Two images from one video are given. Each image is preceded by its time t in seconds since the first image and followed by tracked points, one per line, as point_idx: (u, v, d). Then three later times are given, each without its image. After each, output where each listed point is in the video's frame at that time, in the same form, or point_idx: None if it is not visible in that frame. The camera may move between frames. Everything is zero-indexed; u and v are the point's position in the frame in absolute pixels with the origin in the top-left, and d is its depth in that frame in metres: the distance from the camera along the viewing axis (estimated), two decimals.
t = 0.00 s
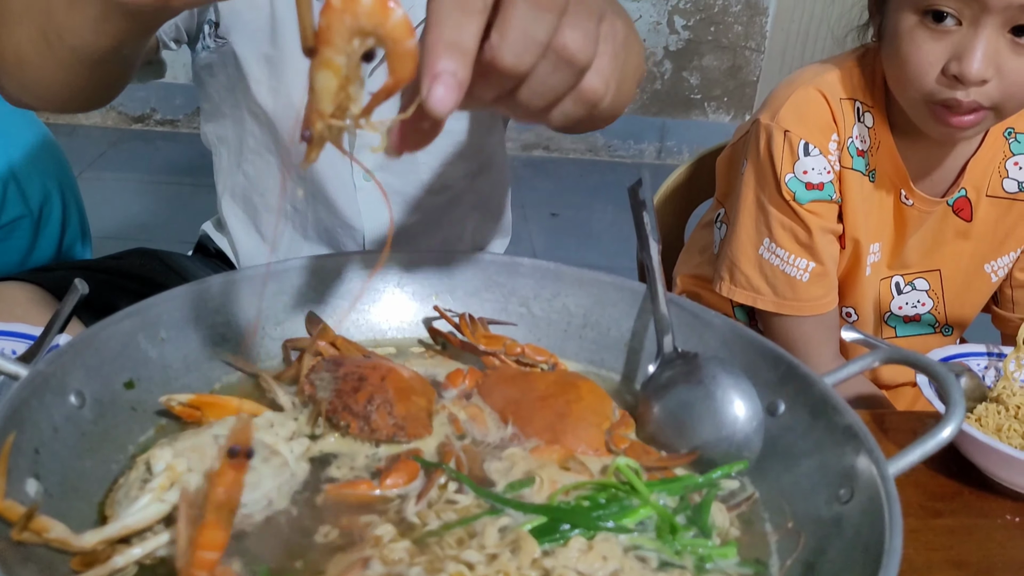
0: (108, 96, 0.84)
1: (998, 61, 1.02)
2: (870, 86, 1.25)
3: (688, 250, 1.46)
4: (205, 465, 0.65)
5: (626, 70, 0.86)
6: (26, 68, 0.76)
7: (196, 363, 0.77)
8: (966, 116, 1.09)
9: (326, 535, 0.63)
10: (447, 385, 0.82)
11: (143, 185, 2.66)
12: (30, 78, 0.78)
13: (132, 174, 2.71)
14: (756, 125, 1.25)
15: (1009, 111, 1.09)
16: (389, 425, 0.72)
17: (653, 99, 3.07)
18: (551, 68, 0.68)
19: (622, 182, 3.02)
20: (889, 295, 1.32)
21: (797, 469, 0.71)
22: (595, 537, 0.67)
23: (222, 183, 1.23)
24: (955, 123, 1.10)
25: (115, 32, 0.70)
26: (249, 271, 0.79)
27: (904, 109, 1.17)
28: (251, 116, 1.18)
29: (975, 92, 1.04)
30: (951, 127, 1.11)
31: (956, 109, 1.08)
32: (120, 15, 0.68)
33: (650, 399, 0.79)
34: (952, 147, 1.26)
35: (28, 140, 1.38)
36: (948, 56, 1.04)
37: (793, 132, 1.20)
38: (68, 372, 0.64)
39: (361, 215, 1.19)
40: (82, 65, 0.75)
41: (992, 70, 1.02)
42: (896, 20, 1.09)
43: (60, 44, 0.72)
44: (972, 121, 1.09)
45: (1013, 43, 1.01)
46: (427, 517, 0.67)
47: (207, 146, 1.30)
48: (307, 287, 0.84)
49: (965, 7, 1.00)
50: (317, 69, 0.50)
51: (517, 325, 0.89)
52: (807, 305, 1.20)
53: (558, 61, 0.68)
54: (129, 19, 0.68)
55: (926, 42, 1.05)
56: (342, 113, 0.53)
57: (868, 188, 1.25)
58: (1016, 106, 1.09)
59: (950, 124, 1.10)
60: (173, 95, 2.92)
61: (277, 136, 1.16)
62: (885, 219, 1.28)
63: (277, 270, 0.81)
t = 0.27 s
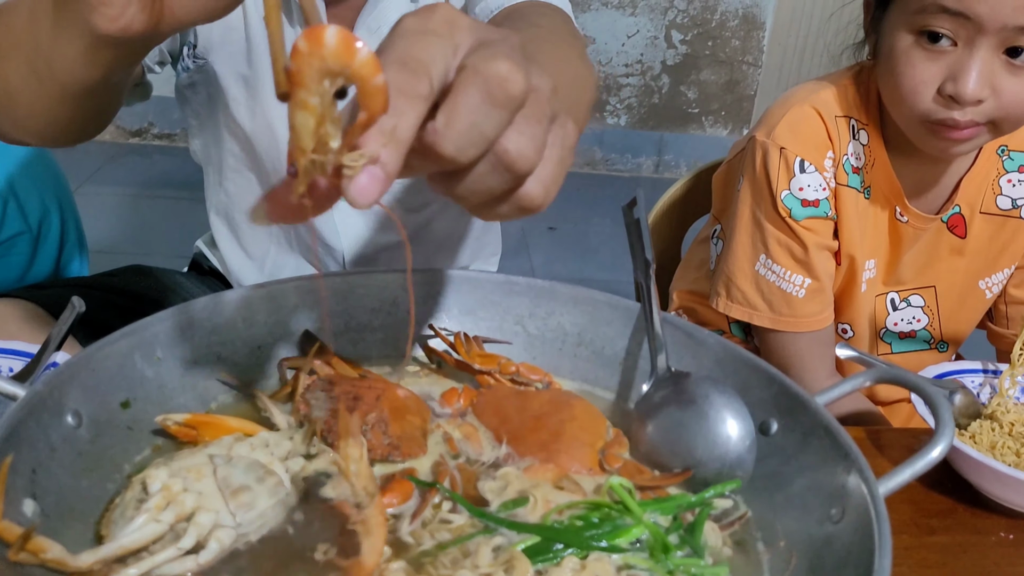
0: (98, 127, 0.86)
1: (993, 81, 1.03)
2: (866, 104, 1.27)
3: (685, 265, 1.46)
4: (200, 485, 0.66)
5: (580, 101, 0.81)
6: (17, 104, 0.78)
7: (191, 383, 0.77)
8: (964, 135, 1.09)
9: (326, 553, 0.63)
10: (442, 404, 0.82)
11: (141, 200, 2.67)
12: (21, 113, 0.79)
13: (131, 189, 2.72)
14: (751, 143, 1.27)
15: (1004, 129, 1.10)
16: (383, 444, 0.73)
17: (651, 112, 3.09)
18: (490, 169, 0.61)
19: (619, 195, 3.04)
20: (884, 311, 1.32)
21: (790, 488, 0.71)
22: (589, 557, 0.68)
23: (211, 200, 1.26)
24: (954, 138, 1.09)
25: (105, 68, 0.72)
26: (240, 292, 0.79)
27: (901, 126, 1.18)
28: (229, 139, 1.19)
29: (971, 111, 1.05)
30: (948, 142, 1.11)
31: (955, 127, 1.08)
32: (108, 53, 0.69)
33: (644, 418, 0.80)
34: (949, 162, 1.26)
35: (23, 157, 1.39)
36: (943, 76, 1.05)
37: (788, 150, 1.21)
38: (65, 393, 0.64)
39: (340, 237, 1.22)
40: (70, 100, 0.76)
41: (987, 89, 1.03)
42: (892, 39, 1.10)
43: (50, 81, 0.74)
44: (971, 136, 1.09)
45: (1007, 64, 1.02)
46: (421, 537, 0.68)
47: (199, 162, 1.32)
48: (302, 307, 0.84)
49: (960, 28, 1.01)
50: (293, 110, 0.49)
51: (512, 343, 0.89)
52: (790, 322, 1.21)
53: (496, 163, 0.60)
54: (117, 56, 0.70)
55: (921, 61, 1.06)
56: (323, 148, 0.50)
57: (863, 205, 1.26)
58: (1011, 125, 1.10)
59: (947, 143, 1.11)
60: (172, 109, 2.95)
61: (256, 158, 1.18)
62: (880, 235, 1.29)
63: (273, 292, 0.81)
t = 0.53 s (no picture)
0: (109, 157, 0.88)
1: (987, 101, 1.04)
2: (862, 123, 1.28)
3: (682, 282, 1.47)
4: (201, 504, 0.68)
5: (549, 123, 0.82)
6: (32, 145, 0.81)
7: (191, 402, 0.78)
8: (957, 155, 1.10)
9: (328, 570, 0.64)
10: (440, 422, 0.83)
11: (140, 214, 2.68)
12: (35, 151, 0.82)
13: (129, 203, 2.73)
14: (747, 160, 1.28)
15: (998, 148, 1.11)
16: (382, 463, 0.74)
17: (649, 127, 3.12)
18: (475, 165, 0.62)
19: (617, 209, 3.06)
20: (880, 328, 1.33)
21: (785, 505, 0.72)
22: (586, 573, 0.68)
23: (207, 220, 1.28)
24: (946, 160, 1.12)
25: (115, 100, 0.75)
26: (242, 312, 0.80)
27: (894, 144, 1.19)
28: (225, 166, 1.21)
29: (964, 131, 1.06)
30: (941, 163, 1.13)
31: (947, 147, 1.10)
32: (118, 86, 0.72)
33: (641, 436, 0.81)
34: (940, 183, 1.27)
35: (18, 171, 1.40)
36: (937, 95, 1.06)
37: (784, 167, 1.22)
38: (68, 411, 0.65)
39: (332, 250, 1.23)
40: (82, 133, 0.79)
41: (981, 109, 1.04)
42: (887, 59, 1.12)
43: (61, 119, 0.77)
44: (965, 157, 1.11)
45: (1000, 84, 1.03)
46: (419, 556, 0.68)
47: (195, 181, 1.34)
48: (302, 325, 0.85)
49: (955, 49, 1.02)
50: (275, 165, 0.51)
51: (509, 360, 0.90)
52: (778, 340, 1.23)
53: (481, 159, 0.62)
54: (128, 85, 0.73)
55: (916, 81, 1.07)
56: (312, 192, 0.51)
57: (858, 223, 1.27)
58: (1005, 145, 1.11)
59: (941, 161, 1.12)
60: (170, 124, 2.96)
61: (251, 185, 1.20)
62: (874, 251, 1.30)
63: (274, 310, 0.82)
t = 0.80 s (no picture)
0: (129, 179, 0.93)
1: (979, 120, 1.05)
2: (856, 140, 1.29)
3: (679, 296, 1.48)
4: (202, 520, 0.68)
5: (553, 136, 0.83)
6: (54, 170, 0.85)
7: (193, 418, 0.79)
8: (951, 171, 1.11)
9: None
10: (440, 438, 0.84)
11: (138, 228, 2.68)
12: (57, 178, 0.86)
13: (127, 216, 2.74)
14: (747, 172, 1.28)
15: (990, 166, 1.13)
16: (382, 478, 0.74)
17: (646, 141, 3.14)
18: (489, 198, 0.64)
19: (614, 223, 3.07)
20: (874, 342, 1.33)
21: (781, 523, 0.72)
22: None
23: (206, 237, 1.28)
24: (940, 175, 1.12)
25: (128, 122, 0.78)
26: (243, 327, 0.81)
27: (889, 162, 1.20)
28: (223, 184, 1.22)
29: (957, 149, 1.08)
30: (935, 179, 1.13)
31: (940, 164, 1.11)
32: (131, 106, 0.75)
33: (639, 452, 0.81)
34: (934, 200, 1.28)
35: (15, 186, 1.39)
36: (931, 112, 1.08)
37: (783, 180, 1.24)
38: (70, 428, 0.65)
39: (329, 263, 1.20)
40: (99, 158, 0.83)
41: (973, 127, 1.05)
42: (880, 77, 1.13)
43: (82, 141, 0.80)
44: (956, 175, 1.12)
45: (993, 104, 1.05)
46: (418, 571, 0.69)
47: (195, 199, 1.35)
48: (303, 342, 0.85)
49: (947, 67, 1.04)
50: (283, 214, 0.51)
51: (507, 376, 0.91)
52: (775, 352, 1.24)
53: (494, 194, 0.64)
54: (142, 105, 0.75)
55: (909, 99, 1.09)
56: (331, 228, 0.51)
57: (854, 237, 1.28)
58: (998, 162, 1.12)
59: (935, 179, 1.13)
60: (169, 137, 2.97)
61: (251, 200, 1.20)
62: (870, 266, 1.30)
63: (275, 327, 0.82)
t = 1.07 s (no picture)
0: (127, 200, 0.95)
1: (978, 125, 1.06)
2: (858, 139, 1.30)
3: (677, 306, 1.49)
4: (206, 532, 0.68)
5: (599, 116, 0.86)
6: (54, 203, 0.88)
7: (196, 429, 0.79)
8: (947, 178, 1.12)
9: None
10: (440, 448, 0.85)
11: (137, 236, 2.69)
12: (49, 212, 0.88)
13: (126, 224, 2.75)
14: (751, 162, 1.30)
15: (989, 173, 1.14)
16: (384, 490, 0.75)
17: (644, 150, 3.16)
18: (611, 145, 0.72)
19: (612, 232, 3.09)
20: (867, 347, 1.33)
21: (780, 535, 0.73)
22: None
23: (205, 248, 1.29)
24: (938, 181, 1.13)
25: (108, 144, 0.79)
26: (247, 337, 0.82)
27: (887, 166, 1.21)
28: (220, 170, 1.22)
29: (956, 153, 1.08)
30: (933, 185, 1.14)
31: (940, 169, 1.12)
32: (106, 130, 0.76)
33: (639, 462, 0.82)
34: (932, 210, 1.28)
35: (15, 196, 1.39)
36: (930, 118, 1.09)
37: (783, 167, 1.25)
38: (75, 439, 0.66)
39: (336, 276, 1.23)
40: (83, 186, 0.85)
41: (972, 132, 1.06)
42: (880, 83, 1.15)
43: (72, 171, 0.82)
44: (955, 181, 1.13)
45: (991, 109, 1.07)
46: None
47: (196, 213, 1.35)
48: (304, 351, 0.86)
49: (947, 72, 1.06)
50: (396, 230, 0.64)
51: (509, 388, 0.91)
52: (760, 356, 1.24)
53: (617, 138, 0.71)
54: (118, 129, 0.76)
55: (909, 103, 1.10)
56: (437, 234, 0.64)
57: (849, 235, 1.28)
58: (997, 168, 1.13)
59: (931, 185, 1.14)
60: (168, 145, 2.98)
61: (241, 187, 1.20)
62: (865, 270, 1.30)
63: (278, 336, 0.84)
